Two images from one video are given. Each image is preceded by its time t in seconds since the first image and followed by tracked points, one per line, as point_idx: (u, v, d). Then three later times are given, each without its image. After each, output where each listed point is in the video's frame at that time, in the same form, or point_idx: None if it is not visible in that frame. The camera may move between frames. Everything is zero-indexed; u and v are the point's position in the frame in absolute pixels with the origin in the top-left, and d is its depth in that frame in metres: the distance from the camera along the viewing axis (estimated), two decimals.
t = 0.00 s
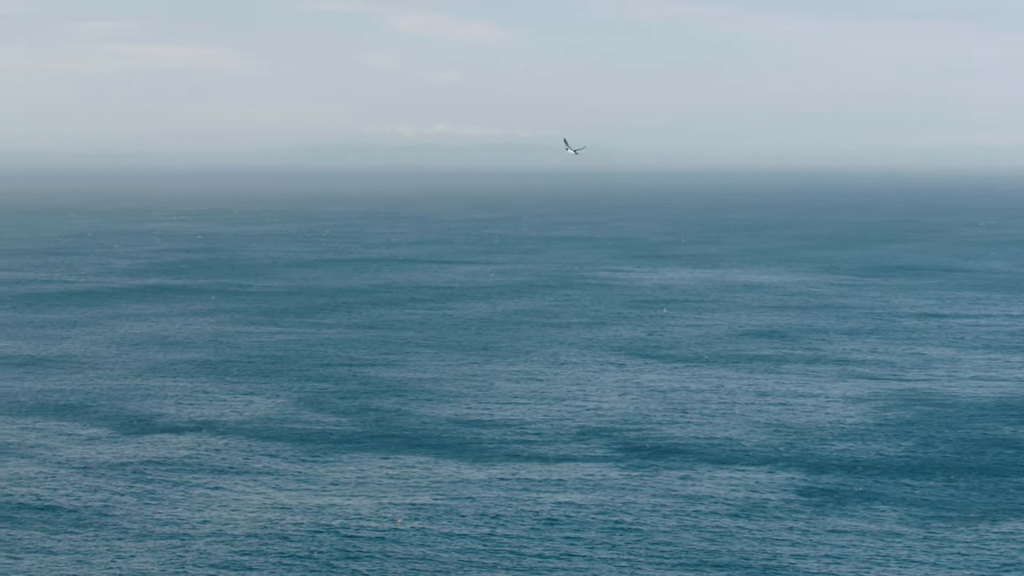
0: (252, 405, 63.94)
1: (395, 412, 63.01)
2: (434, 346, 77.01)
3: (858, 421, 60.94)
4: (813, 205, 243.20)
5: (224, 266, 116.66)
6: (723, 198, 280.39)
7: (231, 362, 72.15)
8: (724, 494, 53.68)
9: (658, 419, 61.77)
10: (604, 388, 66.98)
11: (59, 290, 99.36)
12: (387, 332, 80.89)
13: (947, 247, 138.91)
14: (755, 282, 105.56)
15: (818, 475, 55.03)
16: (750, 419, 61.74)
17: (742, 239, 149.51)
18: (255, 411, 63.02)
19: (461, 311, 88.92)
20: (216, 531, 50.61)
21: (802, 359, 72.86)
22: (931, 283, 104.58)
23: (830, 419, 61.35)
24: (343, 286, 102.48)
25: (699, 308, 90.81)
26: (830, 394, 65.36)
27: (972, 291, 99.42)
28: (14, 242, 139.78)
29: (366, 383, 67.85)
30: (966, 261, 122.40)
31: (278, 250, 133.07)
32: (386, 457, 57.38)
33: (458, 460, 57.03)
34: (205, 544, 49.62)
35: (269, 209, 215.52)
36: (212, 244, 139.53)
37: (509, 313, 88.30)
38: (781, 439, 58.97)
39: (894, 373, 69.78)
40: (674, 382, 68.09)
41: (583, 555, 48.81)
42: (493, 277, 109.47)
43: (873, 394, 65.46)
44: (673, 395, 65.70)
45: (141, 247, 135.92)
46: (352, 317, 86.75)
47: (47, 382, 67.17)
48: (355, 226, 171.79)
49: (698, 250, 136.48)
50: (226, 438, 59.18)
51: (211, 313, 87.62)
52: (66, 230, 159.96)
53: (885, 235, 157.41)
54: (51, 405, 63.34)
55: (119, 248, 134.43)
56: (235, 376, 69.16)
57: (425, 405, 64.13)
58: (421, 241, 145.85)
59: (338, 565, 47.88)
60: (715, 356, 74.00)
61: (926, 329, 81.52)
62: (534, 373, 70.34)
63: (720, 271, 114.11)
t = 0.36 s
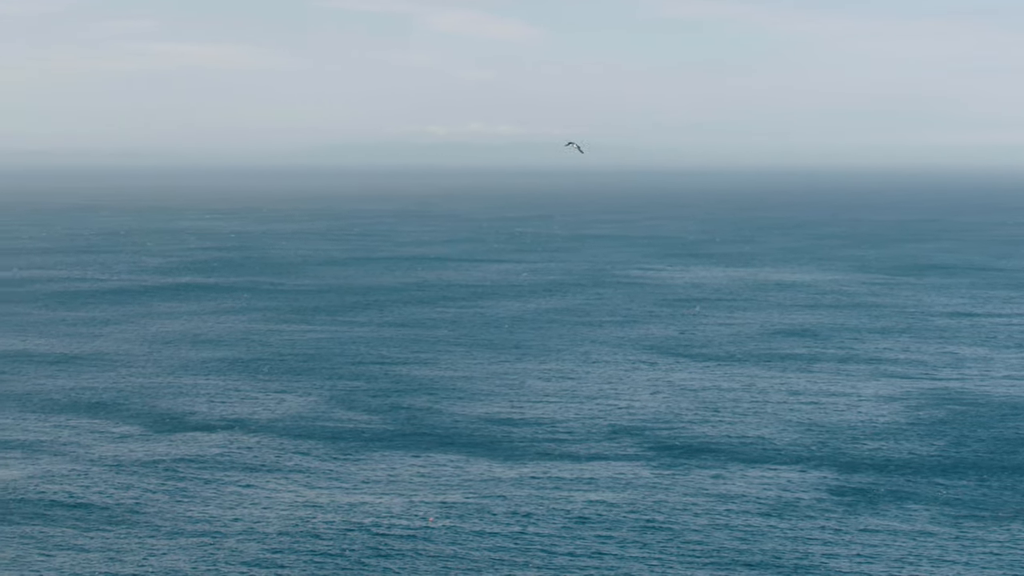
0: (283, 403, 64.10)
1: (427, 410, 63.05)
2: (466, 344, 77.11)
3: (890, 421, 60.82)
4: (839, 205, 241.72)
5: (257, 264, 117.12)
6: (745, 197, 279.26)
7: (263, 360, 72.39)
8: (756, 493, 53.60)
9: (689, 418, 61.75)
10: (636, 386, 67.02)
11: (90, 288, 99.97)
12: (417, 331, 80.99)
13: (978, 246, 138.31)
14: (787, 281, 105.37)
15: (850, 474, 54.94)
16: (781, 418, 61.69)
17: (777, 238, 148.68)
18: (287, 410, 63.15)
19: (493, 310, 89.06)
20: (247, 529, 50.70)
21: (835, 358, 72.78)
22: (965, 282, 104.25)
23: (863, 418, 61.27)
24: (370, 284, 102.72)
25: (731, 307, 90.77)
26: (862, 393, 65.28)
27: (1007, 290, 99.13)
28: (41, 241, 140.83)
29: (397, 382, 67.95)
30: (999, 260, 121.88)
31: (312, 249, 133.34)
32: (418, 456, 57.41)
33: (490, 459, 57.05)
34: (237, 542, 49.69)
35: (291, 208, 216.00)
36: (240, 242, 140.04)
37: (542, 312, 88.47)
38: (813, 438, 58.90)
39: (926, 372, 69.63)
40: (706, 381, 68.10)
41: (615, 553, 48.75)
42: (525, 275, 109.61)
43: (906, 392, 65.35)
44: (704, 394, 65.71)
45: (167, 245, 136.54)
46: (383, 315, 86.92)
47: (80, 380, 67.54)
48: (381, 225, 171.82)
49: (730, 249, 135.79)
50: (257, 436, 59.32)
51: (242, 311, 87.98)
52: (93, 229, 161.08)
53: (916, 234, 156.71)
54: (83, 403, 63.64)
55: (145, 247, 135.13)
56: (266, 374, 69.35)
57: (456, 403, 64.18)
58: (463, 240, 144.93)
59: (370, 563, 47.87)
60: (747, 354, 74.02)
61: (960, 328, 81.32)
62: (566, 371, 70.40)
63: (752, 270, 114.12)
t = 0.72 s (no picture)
0: (314, 401, 64.27)
1: (458, 408, 63.14)
2: (496, 342, 77.24)
3: (921, 420, 60.72)
4: (865, 203, 240.29)
5: (291, 262, 117.71)
6: (771, 194, 278.04)
7: (292, 358, 72.65)
8: (786, 491, 53.54)
9: (720, 416, 61.75)
10: (667, 384, 67.11)
11: (122, 285, 100.72)
12: (447, 329, 81.17)
13: (1010, 244, 137.54)
14: (823, 279, 105.30)
15: (881, 473, 54.83)
16: (812, 416, 61.65)
17: (809, 237, 148.18)
18: (317, 407, 63.34)
19: (524, 308, 89.24)
20: (278, 526, 50.77)
21: (866, 357, 72.72)
22: (999, 281, 103.85)
23: (894, 417, 61.16)
24: (397, 282, 103.00)
25: (762, 305, 90.86)
26: (894, 392, 65.18)
27: None
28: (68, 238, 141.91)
29: (426, 379, 68.13)
30: None
31: (344, 247, 133.74)
32: (449, 454, 57.46)
33: (521, 456, 57.13)
34: (267, 539, 49.76)
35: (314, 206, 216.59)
36: (270, 240, 140.68)
37: (573, 310, 88.63)
38: (843, 437, 58.86)
39: (956, 370, 69.57)
40: (735, 379, 68.17)
41: (644, 551, 48.70)
42: (557, 273, 109.80)
43: (938, 391, 65.22)
44: (735, 392, 65.73)
45: (198, 243, 137.36)
46: (413, 313, 87.14)
47: (111, 378, 67.94)
48: (407, 223, 172.15)
49: (761, 247, 135.50)
50: (288, 434, 59.50)
51: (272, 309, 88.36)
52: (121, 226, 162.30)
53: (947, 232, 155.89)
54: (113, 401, 63.96)
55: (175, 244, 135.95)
56: (296, 372, 69.57)
57: (487, 401, 64.25)
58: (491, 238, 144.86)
59: (400, 561, 47.87)
60: (779, 353, 74.05)
61: (992, 327, 81.08)
62: (597, 369, 70.46)
63: (783, 268, 114.02)
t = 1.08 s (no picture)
0: (342, 399, 64.50)
1: (487, 406, 63.28)
2: (524, 340, 77.45)
3: (950, 418, 60.63)
4: (891, 201, 238.76)
5: (318, 260, 118.16)
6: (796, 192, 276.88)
7: (320, 356, 72.93)
8: (814, 490, 53.48)
9: (748, 414, 61.79)
10: (696, 382, 67.25)
11: (151, 283, 101.39)
12: (476, 327, 81.31)
13: None
14: (856, 278, 105.15)
15: (911, 472, 54.72)
16: (841, 414, 61.69)
17: (838, 235, 147.75)
18: (346, 405, 63.56)
19: (553, 307, 89.48)
20: (306, 524, 50.82)
21: (895, 355, 72.72)
22: None
23: (923, 415, 61.10)
24: (423, 280, 103.24)
25: (793, 303, 90.90)
26: (923, 390, 65.14)
27: None
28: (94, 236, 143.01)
29: (455, 377, 68.26)
30: None
31: (373, 244, 134.14)
32: (479, 451, 57.53)
33: (551, 454, 57.19)
34: (296, 536, 49.77)
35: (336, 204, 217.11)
36: (297, 238, 141.28)
37: (602, 308, 88.88)
38: (872, 435, 58.82)
39: (986, 369, 69.45)
40: (764, 377, 68.26)
41: (673, 550, 48.61)
42: (586, 272, 110.06)
43: (968, 390, 65.17)
44: (764, 390, 65.83)
45: (224, 240, 138.08)
46: (441, 311, 87.41)
47: (139, 376, 68.31)
48: (432, 221, 172.55)
49: (789, 245, 135.23)
50: (316, 432, 59.67)
51: (299, 308, 88.78)
52: (146, 224, 163.44)
53: (978, 230, 155.07)
54: (142, 399, 64.27)
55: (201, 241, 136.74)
56: (325, 370, 69.81)
57: (516, 399, 64.36)
58: (516, 237, 144.92)
59: (430, 559, 47.86)
60: (807, 351, 74.19)
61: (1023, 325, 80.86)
62: (626, 367, 70.60)
63: (812, 266, 113.92)
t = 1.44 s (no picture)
0: (369, 397, 64.71)
1: (514, 404, 63.40)
2: (551, 339, 77.64)
3: (978, 417, 60.54)
4: (918, 199, 236.97)
5: (344, 258, 118.62)
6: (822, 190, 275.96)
7: (347, 354, 73.19)
8: (841, 489, 53.41)
9: (775, 413, 61.85)
10: (723, 380, 67.35)
11: (179, 280, 102.11)
12: (503, 325, 81.47)
13: None
14: (885, 276, 105.00)
15: (938, 471, 54.60)
16: (868, 413, 61.67)
17: (866, 233, 147.41)
18: (373, 403, 63.75)
19: (580, 305, 89.66)
20: (332, 521, 50.88)
21: (923, 353, 72.62)
22: None
23: (951, 414, 60.98)
24: (448, 278, 103.50)
25: (820, 301, 90.96)
26: (951, 389, 65.03)
27: None
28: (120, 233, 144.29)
29: (481, 375, 68.42)
30: None
31: (399, 242, 134.51)
32: (506, 449, 57.63)
33: (578, 452, 57.25)
34: (322, 534, 49.82)
35: (358, 201, 217.74)
36: (321, 235, 141.92)
37: (629, 306, 89.08)
38: (899, 434, 58.77)
39: (1015, 368, 69.24)
40: (791, 375, 68.33)
41: (699, 548, 48.56)
42: (613, 269, 110.16)
43: (997, 388, 65.02)
44: (790, 388, 65.86)
45: (249, 238, 138.85)
46: (467, 309, 87.64)
47: (166, 374, 68.68)
48: (457, 219, 172.95)
49: (817, 243, 135.02)
50: (343, 430, 59.86)
51: (325, 306, 89.17)
52: (171, 221, 164.68)
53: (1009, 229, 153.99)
54: (168, 396, 64.60)
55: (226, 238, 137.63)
56: (351, 368, 70.07)
57: (543, 397, 64.48)
58: (539, 234, 145.09)
59: (457, 556, 47.86)
60: (835, 349, 74.21)
61: None
62: (652, 365, 70.69)
63: (840, 264, 113.82)
